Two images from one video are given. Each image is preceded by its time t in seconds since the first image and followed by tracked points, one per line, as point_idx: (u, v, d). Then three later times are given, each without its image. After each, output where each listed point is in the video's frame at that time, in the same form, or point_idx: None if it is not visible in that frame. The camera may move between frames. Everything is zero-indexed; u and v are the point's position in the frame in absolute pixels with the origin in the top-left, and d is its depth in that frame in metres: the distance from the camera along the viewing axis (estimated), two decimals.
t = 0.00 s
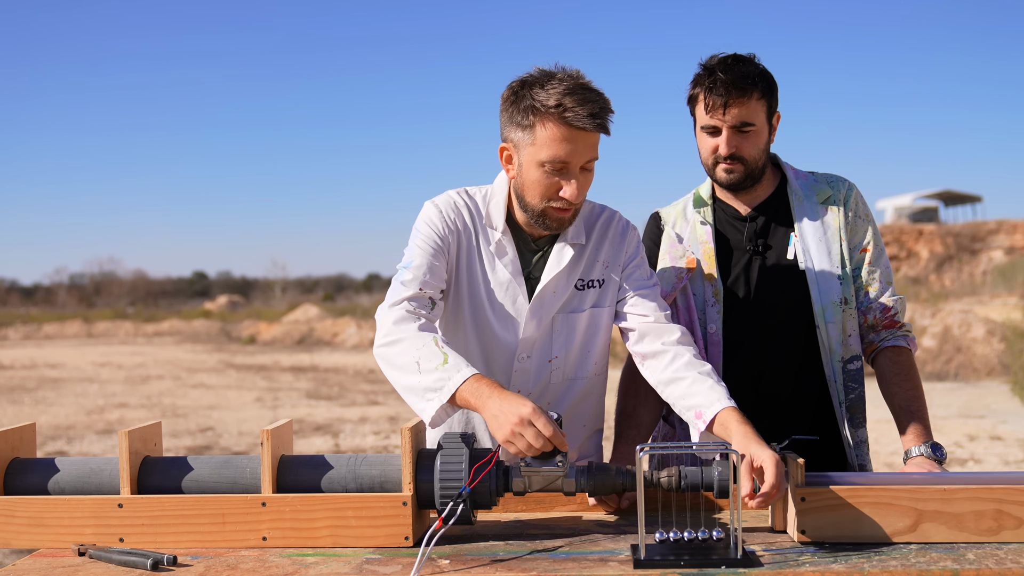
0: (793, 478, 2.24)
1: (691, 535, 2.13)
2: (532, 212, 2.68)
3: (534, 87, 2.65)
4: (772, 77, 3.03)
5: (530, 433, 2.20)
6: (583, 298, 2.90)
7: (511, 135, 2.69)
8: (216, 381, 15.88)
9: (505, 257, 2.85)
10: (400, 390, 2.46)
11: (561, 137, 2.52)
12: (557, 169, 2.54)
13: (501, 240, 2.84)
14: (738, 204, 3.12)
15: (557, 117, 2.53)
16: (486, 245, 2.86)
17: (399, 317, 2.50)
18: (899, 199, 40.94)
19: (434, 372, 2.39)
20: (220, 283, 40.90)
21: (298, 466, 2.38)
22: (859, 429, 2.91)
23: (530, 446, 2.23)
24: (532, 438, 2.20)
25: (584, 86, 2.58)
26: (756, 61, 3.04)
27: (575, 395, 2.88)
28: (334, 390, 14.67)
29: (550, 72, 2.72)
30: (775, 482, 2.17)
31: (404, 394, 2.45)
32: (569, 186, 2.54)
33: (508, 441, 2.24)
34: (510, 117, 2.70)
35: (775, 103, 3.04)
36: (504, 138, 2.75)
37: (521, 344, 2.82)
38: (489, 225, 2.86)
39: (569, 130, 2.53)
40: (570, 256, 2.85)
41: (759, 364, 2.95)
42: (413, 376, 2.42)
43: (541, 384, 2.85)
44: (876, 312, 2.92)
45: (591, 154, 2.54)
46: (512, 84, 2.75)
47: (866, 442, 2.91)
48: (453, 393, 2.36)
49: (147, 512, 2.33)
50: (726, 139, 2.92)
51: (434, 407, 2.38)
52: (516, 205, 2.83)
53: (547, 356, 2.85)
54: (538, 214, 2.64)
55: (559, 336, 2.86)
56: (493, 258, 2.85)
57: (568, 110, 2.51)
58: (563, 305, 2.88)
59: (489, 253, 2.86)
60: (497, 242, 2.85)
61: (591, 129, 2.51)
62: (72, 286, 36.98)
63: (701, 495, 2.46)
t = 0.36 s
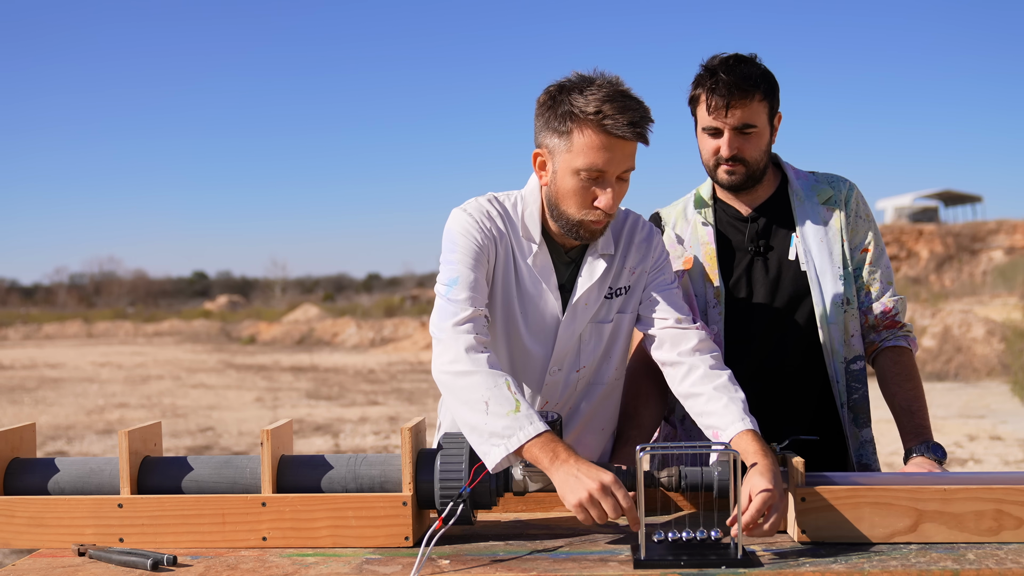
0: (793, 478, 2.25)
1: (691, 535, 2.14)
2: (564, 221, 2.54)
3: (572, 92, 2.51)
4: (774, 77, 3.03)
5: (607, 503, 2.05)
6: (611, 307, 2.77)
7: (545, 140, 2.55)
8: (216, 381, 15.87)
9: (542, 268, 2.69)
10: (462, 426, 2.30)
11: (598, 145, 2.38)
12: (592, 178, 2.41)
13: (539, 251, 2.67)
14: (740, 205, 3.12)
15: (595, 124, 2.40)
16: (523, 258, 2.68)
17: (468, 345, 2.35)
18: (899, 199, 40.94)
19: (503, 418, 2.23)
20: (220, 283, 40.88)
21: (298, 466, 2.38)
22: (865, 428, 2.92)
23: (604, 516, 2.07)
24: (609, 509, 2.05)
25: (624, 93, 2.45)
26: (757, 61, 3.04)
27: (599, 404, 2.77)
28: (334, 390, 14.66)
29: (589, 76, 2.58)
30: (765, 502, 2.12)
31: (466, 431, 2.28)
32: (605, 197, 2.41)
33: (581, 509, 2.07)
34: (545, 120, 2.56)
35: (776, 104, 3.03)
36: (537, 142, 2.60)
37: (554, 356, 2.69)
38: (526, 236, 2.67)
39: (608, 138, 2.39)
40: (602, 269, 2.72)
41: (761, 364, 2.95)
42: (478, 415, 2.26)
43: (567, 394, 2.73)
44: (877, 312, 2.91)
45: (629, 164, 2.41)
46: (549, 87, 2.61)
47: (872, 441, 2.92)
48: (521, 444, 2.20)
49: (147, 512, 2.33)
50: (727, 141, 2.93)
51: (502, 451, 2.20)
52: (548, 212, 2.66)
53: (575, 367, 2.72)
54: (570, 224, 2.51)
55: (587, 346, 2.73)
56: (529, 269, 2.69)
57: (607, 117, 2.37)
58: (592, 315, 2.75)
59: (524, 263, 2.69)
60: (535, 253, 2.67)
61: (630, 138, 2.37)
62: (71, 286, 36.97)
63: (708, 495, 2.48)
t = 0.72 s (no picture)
0: (793, 478, 2.25)
1: (692, 535, 2.15)
2: (575, 231, 2.53)
3: (586, 101, 2.50)
4: (775, 78, 3.03)
5: (629, 521, 2.04)
6: (621, 315, 2.76)
7: (557, 149, 2.54)
8: (216, 381, 15.87)
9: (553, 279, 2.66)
10: (483, 444, 2.29)
11: (612, 155, 2.38)
12: (606, 188, 2.40)
13: (550, 261, 2.65)
14: (742, 205, 3.11)
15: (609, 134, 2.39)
16: (535, 268, 2.66)
17: (487, 360, 2.34)
18: (899, 199, 40.95)
19: (525, 437, 2.23)
20: (220, 283, 40.88)
21: (298, 467, 2.37)
22: (861, 429, 2.93)
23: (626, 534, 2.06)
24: (633, 526, 2.04)
25: (639, 104, 2.44)
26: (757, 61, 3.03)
27: (607, 410, 2.79)
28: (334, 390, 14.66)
29: (602, 86, 2.57)
30: (756, 509, 2.11)
31: (488, 447, 2.28)
32: (618, 207, 2.40)
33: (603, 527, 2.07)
34: (557, 129, 2.55)
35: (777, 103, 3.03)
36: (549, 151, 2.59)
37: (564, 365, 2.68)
38: (538, 246, 2.65)
39: (622, 149, 2.38)
40: (614, 279, 2.70)
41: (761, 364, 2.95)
42: (499, 433, 2.26)
43: (577, 401, 2.74)
44: (878, 312, 2.91)
45: (643, 175, 2.40)
46: (562, 96, 2.60)
47: (869, 442, 2.92)
48: (543, 462, 2.21)
49: (147, 512, 2.33)
50: (727, 141, 2.93)
51: (524, 469, 2.20)
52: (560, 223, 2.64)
53: (585, 374, 2.73)
54: (581, 233, 2.50)
55: (598, 355, 2.73)
56: (542, 280, 2.66)
57: (622, 127, 2.37)
58: (603, 324, 2.73)
59: (537, 274, 2.66)
60: (546, 262, 2.65)
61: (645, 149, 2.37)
62: (71, 286, 36.99)
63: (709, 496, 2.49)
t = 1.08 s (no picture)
0: (793, 478, 2.25)
1: (691, 535, 2.15)
2: (574, 232, 2.53)
3: (582, 103, 2.50)
4: (774, 78, 3.03)
5: (629, 523, 2.04)
6: (620, 317, 2.76)
7: (555, 151, 2.54)
8: (216, 381, 15.87)
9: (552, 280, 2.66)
10: (483, 446, 2.29)
11: (610, 156, 2.38)
12: (604, 189, 2.40)
13: (549, 263, 2.65)
14: (742, 205, 3.11)
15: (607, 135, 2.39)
16: (534, 269, 2.65)
17: (485, 363, 2.34)
18: (899, 199, 40.94)
19: (524, 440, 2.23)
20: (220, 283, 40.84)
21: (298, 467, 2.38)
22: (863, 429, 2.92)
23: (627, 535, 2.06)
24: (633, 528, 2.04)
25: (636, 104, 2.44)
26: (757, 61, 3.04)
27: (607, 410, 2.78)
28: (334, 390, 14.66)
29: (598, 87, 2.57)
30: (755, 510, 2.11)
31: (487, 450, 2.28)
32: (617, 208, 2.40)
33: (604, 528, 2.07)
34: (555, 131, 2.55)
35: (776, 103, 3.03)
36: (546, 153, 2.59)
37: (563, 367, 2.68)
38: (536, 247, 2.65)
39: (620, 149, 2.38)
40: (613, 280, 2.70)
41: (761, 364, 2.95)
42: (498, 436, 2.26)
43: (577, 402, 2.74)
44: (877, 312, 2.91)
45: (641, 175, 2.40)
46: (558, 98, 2.60)
47: (870, 442, 2.92)
48: (543, 464, 2.20)
49: (147, 512, 2.33)
50: (727, 142, 2.93)
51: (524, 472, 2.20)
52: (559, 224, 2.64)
53: (585, 376, 2.73)
54: (581, 234, 2.50)
55: (597, 356, 2.73)
56: (541, 282, 2.66)
57: (619, 128, 2.37)
58: (602, 326, 2.73)
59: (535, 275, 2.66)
60: (545, 264, 2.65)
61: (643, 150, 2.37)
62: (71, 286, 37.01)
63: (709, 496, 2.49)
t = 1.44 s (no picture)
0: (793, 478, 2.25)
1: (690, 535, 2.15)
2: (572, 231, 2.52)
3: (579, 101, 2.50)
4: (773, 78, 3.03)
5: (628, 523, 2.04)
6: (619, 317, 2.76)
7: (552, 150, 2.54)
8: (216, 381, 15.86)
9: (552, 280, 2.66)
10: (481, 447, 2.29)
11: (607, 154, 2.38)
12: (602, 187, 2.40)
13: (548, 262, 2.65)
14: (742, 205, 3.11)
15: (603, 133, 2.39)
16: (533, 269, 2.66)
17: (484, 363, 2.34)
18: (899, 199, 40.94)
19: (522, 440, 2.23)
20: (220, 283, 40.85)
21: (298, 467, 2.38)
22: (863, 429, 2.92)
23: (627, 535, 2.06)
24: (632, 528, 2.04)
25: (633, 103, 2.44)
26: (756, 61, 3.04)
27: (606, 410, 2.78)
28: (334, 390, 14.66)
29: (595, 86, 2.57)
30: (762, 508, 2.11)
31: (485, 451, 2.28)
32: (614, 207, 2.40)
33: (604, 529, 2.07)
34: (552, 130, 2.55)
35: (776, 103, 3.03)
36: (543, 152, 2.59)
37: (563, 367, 2.68)
38: (534, 247, 2.65)
39: (617, 148, 2.38)
40: (613, 280, 2.70)
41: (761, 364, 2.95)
42: (496, 436, 2.26)
43: (577, 401, 2.74)
44: (877, 312, 2.91)
45: (638, 173, 2.40)
46: (555, 97, 2.60)
47: (870, 442, 2.92)
48: (541, 465, 2.20)
49: (147, 512, 2.33)
50: (727, 142, 2.93)
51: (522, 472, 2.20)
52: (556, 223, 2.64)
53: (585, 376, 2.72)
54: (578, 233, 2.50)
55: (597, 356, 2.73)
56: (540, 282, 2.66)
57: (616, 126, 2.37)
58: (602, 326, 2.73)
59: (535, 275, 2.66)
60: (544, 264, 2.65)
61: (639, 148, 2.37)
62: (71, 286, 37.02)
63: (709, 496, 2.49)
